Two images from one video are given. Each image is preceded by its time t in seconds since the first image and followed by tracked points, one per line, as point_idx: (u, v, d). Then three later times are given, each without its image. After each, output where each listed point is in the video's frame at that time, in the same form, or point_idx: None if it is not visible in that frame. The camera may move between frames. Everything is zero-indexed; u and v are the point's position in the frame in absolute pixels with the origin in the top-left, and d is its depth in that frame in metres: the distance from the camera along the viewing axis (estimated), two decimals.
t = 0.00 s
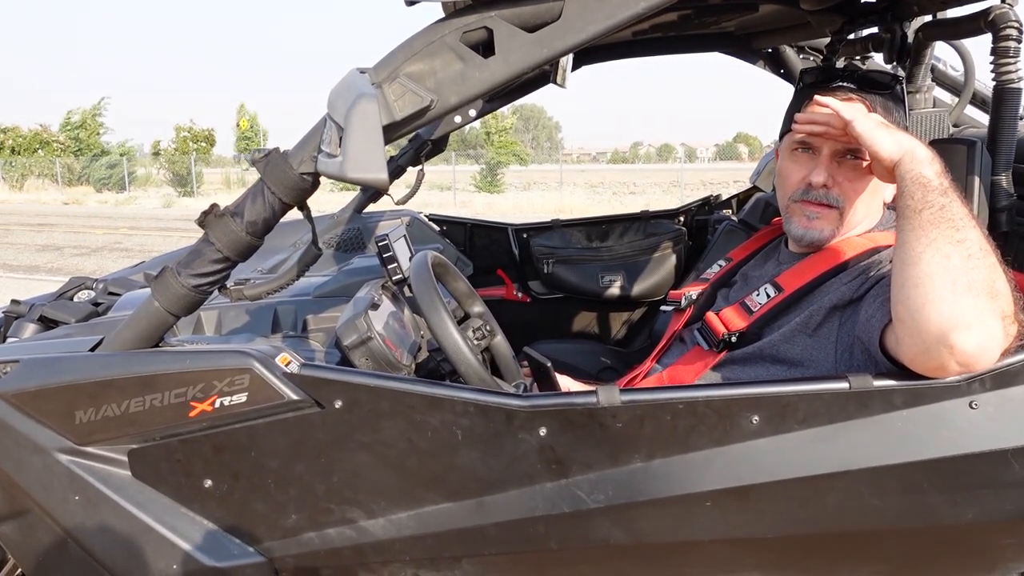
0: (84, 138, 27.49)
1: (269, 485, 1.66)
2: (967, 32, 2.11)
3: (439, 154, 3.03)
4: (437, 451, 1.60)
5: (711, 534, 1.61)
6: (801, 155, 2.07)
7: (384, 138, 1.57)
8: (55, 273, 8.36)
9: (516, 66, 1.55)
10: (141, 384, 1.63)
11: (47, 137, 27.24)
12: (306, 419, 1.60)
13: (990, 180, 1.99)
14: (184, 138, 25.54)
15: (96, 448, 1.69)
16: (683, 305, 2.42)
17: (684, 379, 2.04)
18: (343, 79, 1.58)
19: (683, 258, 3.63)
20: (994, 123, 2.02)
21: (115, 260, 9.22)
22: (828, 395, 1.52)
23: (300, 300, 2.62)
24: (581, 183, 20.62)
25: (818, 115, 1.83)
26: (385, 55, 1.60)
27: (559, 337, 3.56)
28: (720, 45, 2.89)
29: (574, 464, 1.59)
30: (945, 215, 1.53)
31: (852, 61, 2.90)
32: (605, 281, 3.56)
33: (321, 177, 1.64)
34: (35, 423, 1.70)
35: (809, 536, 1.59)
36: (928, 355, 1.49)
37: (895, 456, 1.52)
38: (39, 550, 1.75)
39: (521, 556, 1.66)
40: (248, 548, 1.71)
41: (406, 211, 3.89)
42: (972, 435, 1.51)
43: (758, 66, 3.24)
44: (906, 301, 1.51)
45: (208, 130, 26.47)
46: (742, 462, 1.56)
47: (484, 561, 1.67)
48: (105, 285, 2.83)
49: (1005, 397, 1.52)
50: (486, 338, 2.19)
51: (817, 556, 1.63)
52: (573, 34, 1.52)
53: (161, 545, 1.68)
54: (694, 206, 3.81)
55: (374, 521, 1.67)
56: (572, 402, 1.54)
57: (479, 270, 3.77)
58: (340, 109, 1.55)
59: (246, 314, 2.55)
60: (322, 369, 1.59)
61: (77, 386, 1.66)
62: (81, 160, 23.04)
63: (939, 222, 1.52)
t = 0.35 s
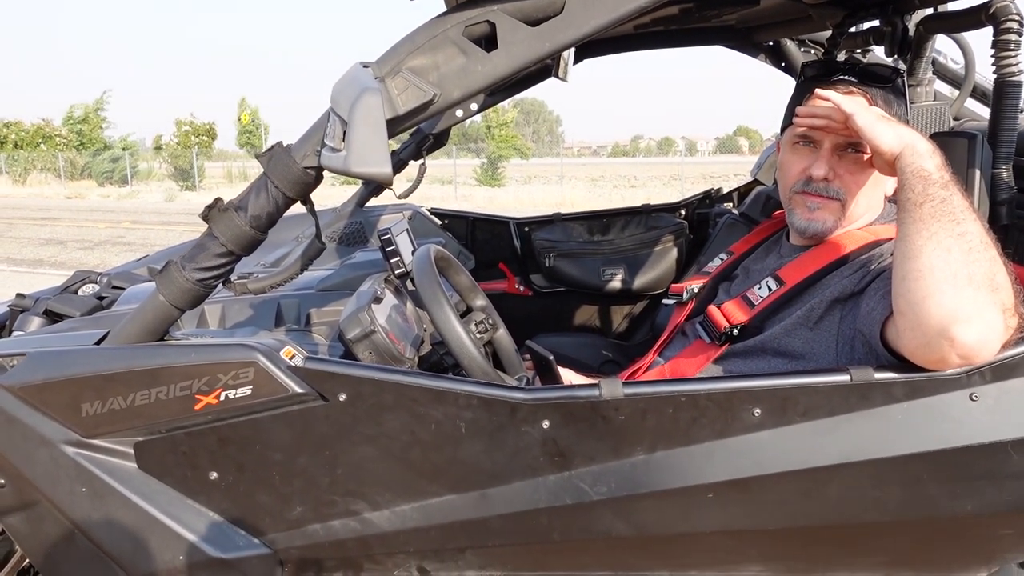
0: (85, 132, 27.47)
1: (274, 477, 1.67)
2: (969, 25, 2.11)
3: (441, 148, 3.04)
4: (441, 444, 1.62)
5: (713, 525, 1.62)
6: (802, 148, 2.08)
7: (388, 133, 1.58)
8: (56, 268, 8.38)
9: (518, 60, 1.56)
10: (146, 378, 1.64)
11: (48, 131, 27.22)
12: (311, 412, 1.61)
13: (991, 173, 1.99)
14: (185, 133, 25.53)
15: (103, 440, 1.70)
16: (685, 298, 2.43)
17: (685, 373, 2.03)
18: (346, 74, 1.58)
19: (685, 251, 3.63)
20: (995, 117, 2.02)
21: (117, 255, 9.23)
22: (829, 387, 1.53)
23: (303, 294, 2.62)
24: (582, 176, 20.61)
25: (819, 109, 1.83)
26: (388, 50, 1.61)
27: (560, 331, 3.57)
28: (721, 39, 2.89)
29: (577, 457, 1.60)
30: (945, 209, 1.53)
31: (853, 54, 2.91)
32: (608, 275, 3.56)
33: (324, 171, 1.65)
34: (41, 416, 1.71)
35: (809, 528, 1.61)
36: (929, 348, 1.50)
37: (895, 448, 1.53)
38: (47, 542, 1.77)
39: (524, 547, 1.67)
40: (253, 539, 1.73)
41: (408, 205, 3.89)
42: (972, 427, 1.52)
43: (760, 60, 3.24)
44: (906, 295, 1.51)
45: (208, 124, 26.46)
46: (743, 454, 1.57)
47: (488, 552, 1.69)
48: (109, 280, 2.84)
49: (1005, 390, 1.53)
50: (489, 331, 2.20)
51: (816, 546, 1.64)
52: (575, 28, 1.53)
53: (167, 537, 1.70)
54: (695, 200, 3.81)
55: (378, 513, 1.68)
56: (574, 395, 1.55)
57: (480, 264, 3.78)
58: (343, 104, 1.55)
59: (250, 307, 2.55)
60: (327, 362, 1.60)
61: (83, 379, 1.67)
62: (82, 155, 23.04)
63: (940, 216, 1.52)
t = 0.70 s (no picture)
0: (86, 129, 27.46)
1: (277, 474, 1.67)
2: (972, 20, 2.10)
3: (443, 145, 3.04)
4: (444, 440, 1.62)
5: (716, 522, 1.62)
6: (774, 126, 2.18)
7: (390, 130, 1.58)
8: (58, 264, 8.38)
9: (521, 57, 1.55)
10: (149, 375, 1.64)
11: (49, 128, 27.20)
12: (314, 409, 1.62)
13: (994, 169, 1.99)
14: (186, 129, 25.52)
15: (106, 437, 1.70)
16: (688, 295, 2.44)
17: (688, 370, 2.04)
18: (349, 71, 1.58)
19: (687, 248, 3.64)
20: (998, 112, 2.01)
21: (119, 251, 9.23)
22: (832, 383, 1.53)
23: (306, 291, 2.62)
24: (583, 173, 20.58)
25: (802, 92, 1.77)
26: (390, 47, 1.60)
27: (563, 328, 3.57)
28: (724, 35, 2.89)
29: (580, 454, 1.60)
30: (944, 205, 1.53)
31: (856, 50, 2.90)
32: (610, 271, 3.56)
33: (327, 168, 1.65)
34: (45, 413, 1.71)
35: (812, 524, 1.61)
36: (931, 346, 1.49)
37: (898, 444, 1.53)
38: (50, 539, 1.77)
39: (527, 543, 1.67)
40: (257, 536, 1.73)
41: (409, 202, 3.89)
42: (974, 423, 1.52)
43: (762, 56, 3.24)
44: (907, 293, 1.51)
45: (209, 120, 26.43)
46: (747, 451, 1.57)
47: (491, 548, 1.69)
48: (111, 277, 2.84)
49: (1008, 386, 1.52)
50: (490, 328, 2.21)
51: (819, 543, 1.64)
52: (578, 24, 1.53)
53: (170, 533, 1.70)
54: (697, 196, 3.80)
55: (381, 509, 1.68)
56: (577, 392, 1.56)
57: (482, 261, 3.78)
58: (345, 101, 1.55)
59: (252, 304, 2.54)
60: (329, 359, 1.61)
61: (86, 377, 1.67)
62: (83, 151, 23.04)
63: (939, 212, 1.52)
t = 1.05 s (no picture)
0: (89, 125, 27.48)
1: (282, 469, 1.68)
2: (977, 15, 2.10)
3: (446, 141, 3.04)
4: (448, 436, 1.62)
5: (719, 518, 1.62)
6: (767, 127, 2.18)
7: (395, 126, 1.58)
8: (61, 261, 8.38)
9: (527, 53, 1.55)
10: (155, 370, 1.65)
11: (52, 124, 27.22)
12: (318, 404, 1.62)
13: (999, 165, 1.98)
14: (188, 126, 25.53)
15: (112, 433, 1.71)
16: (690, 291, 2.44)
17: (691, 366, 2.04)
18: (354, 67, 1.58)
19: (690, 244, 3.63)
20: (1003, 108, 2.01)
21: (122, 248, 9.24)
22: (837, 380, 1.53)
23: (309, 288, 2.63)
24: (585, 170, 20.54)
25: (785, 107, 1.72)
26: (394, 43, 1.60)
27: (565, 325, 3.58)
28: (727, 31, 2.89)
29: (584, 450, 1.61)
30: (943, 199, 1.51)
31: (861, 46, 2.90)
32: (612, 269, 3.57)
33: (331, 164, 1.65)
34: (50, 409, 1.72)
35: (816, 520, 1.61)
36: (936, 345, 1.50)
37: (902, 441, 1.53)
38: (54, 534, 1.77)
39: (531, 539, 1.68)
40: (261, 531, 1.74)
41: (412, 199, 3.89)
42: (979, 420, 1.52)
43: (766, 52, 3.23)
44: (911, 293, 1.51)
45: (211, 117, 26.42)
46: (751, 447, 1.58)
47: (495, 544, 1.69)
48: (115, 273, 2.84)
49: (1013, 383, 1.52)
50: (494, 325, 2.21)
51: (823, 539, 1.64)
52: (583, 20, 1.53)
53: (175, 528, 1.71)
54: (701, 193, 3.79)
55: (386, 505, 1.69)
56: (581, 388, 1.56)
57: (485, 257, 3.79)
58: (350, 97, 1.55)
59: (256, 300, 2.57)
60: (334, 355, 1.61)
61: (92, 373, 1.68)
62: (86, 148, 23.05)
63: (937, 207, 1.51)
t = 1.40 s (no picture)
0: (90, 123, 27.49)
1: (285, 467, 1.68)
2: (978, 14, 2.10)
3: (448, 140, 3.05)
4: (450, 435, 1.63)
5: (721, 516, 1.63)
6: (808, 138, 2.09)
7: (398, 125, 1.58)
8: (63, 259, 8.40)
9: (528, 52, 1.56)
10: (158, 369, 1.65)
11: (53, 122, 27.23)
12: (321, 403, 1.62)
13: (1000, 163, 1.99)
14: (189, 124, 25.54)
15: (115, 430, 1.72)
16: (692, 290, 2.44)
17: (692, 365, 2.05)
18: (356, 66, 1.58)
19: (691, 242, 3.63)
20: (1005, 106, 2.01)
21: (124, 246, 9.25)
22: (838, 378, 1.54)
23: (311, 286, 2.64)
24: (585, 168, 20.53)
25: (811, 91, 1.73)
26: (396, 41, 1.61)
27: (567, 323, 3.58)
28: (728, 29, 2.89)
29: (585, 448, 1.61)
30: (948, 198, 1.51)
31: (861, 44, 2.90)
32: (614, 266, 3.57)
33: (334, 163, 1.66)
34: (54, 407, 1.72)
35: (817, 517, 1.61)
36: (938, 344, 1.51)
37: (903, 439, 1.53)
38: (59, 531, 1.78)
39: (533, 537, 1.68)
40: (265, 528, 1.74)
41: (414, 197, 3.91)
42: (980, 419, 1.52)
43: (767, 49, 3.24)
44: (917, 291, 1.52)
45: (212, 115, 26.43)
46: (752, 445, 1.58)
47: (497, 542, 1.70)
48: (118, 271, 2.85)
49: (1014, 381, 1.53)
50: (496, 323, 2.21)
51: (823, 537, 1.65)
52: (584, 19, 1.53)
53: (179, 526, 1.72)
54: (702, 191, 3.81)
55: (388, 503, 1.69)
56: (583, 386, 1.56)
57: (487, 255, 3.80)
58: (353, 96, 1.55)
59: (258, 299, 2.57)
60: (337, 354, 1.61)
61: (96, 371, 1.68)
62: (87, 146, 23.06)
63: (942, 206, 1.51)
